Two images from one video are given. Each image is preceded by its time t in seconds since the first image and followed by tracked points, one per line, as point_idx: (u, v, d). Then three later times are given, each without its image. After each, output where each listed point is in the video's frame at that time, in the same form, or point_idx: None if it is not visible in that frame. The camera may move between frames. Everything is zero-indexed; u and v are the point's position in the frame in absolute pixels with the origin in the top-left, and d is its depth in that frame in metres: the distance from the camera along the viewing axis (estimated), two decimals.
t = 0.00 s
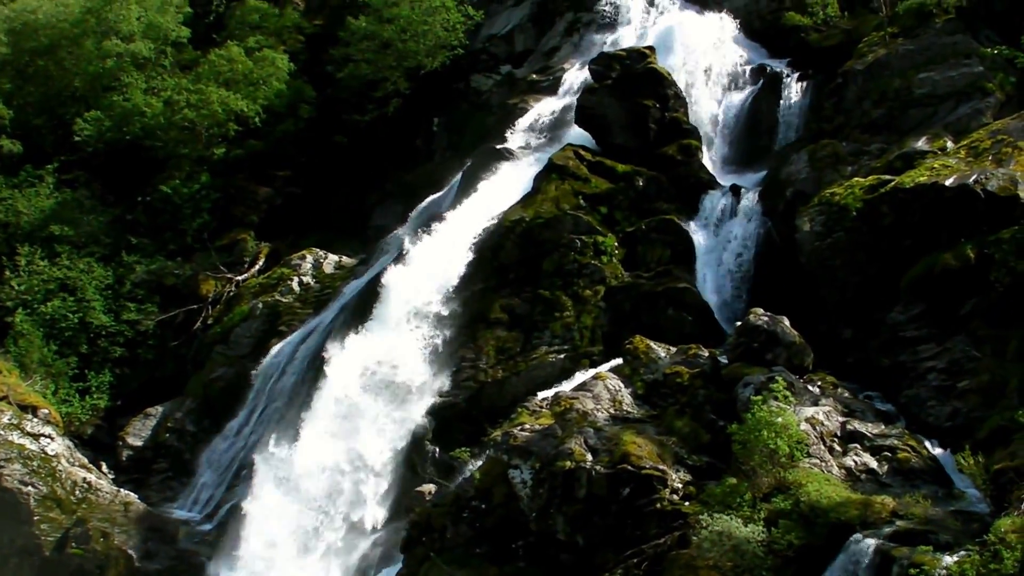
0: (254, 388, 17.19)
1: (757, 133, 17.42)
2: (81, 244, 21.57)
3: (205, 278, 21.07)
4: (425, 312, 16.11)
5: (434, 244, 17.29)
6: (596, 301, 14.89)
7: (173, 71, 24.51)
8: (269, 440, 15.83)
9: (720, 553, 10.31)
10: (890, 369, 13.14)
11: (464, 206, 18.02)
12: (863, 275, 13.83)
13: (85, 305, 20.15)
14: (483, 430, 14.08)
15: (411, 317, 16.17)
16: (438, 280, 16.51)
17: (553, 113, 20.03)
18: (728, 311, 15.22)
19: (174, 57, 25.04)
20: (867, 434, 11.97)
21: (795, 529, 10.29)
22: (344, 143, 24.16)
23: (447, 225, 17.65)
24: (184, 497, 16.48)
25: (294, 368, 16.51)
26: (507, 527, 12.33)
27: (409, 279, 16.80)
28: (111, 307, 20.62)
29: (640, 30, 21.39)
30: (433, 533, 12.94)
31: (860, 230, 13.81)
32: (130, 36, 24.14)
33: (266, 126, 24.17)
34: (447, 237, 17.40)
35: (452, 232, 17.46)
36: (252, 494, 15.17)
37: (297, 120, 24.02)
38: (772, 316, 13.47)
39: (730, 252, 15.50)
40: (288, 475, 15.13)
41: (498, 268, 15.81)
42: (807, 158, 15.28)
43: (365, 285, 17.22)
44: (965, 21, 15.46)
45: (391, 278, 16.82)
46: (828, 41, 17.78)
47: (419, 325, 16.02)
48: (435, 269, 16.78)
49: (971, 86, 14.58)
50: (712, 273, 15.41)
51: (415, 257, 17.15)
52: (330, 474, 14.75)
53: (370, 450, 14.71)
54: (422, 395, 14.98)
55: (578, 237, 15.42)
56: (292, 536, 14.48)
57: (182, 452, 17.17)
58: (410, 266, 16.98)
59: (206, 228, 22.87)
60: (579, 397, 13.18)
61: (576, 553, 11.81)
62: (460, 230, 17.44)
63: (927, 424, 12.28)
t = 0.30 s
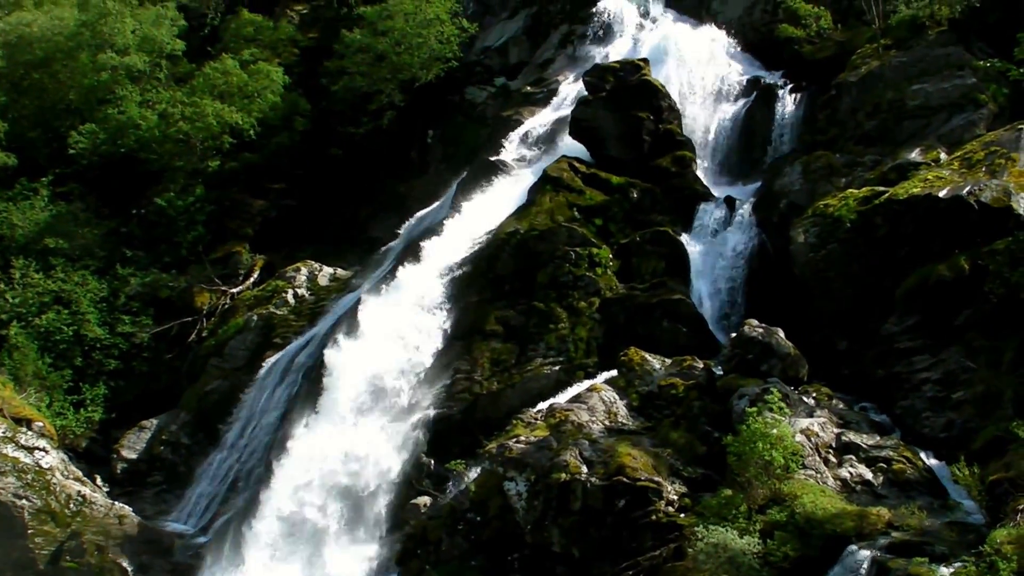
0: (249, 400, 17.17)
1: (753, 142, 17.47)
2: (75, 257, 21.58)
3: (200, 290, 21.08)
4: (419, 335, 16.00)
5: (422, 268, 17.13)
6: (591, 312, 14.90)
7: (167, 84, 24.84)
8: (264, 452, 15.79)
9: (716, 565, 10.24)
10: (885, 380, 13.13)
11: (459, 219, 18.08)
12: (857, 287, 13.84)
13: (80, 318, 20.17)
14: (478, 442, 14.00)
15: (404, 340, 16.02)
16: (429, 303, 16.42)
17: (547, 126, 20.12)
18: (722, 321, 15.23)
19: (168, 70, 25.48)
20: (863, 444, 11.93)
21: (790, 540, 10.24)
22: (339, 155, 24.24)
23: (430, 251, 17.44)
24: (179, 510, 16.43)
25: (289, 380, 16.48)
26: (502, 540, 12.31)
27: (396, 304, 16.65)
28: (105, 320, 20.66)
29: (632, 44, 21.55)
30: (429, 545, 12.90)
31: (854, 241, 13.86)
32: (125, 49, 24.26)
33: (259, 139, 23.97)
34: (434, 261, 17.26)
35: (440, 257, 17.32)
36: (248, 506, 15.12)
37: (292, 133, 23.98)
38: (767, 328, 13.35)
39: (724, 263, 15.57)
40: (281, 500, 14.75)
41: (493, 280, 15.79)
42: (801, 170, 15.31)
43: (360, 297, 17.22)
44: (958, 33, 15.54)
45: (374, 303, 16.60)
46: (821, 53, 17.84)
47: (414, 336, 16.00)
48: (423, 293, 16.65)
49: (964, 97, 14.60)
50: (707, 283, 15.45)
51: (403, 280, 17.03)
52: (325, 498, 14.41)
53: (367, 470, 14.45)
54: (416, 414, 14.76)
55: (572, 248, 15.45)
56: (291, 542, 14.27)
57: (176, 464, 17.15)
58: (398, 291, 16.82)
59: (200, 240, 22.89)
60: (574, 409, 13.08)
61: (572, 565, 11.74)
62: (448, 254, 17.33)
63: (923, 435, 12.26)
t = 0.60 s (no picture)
0: (244, 413, 17.15)
1: (746, 155, 17.53)
2: (69, 269, 21.57)
3: (195, 303, 21.29)
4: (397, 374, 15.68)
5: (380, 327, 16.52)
6: (586, 324, 14.89)
7: (161, 97, 24.87)
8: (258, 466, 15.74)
9: None
10: (880, 391, 13.12)
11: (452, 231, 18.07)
12: (853, 298, 13.84)
13: (75, 330, 20.12)
14: (474, 455, 13.93)
15: (371, 397, 15.57)
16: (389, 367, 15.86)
17: (539, 138, 20.15)
18: (717, 334, 15.24)
19: (162, 83, 25.49)
20: (858, 456, 11.90)
21: (786, 553, 10.14)
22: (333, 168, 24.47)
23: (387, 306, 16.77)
24: (174, 523, 16.40)
25: (283, 393, 16.45)
26: (498, 553, 12.15)
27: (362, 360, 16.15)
28: (100, 333, 20.62)
29: (627, 56, 21.53)
30: (424, 559, 12.80)
31: (848, 253, 13.85)
32: (119, 62, 24.28)
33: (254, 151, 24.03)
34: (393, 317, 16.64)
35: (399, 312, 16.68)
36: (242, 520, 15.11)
37: (286, 145, 23.99)
38: (761, 339, 13.39)
39: (719, 275, 15.51)
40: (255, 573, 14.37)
41: (488, 293, 15.80)
42: (796, 182, 15.32)
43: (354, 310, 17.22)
44: (951, 44, 15.59)
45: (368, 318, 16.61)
46: (814, 65, 17.90)
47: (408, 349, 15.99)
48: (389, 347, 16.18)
49: (957, 109, 14.64)
50: (702, 296, 15.44)
51: (396, 292, 16.99)
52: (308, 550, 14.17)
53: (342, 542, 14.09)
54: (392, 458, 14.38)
55: (567, 260, 15.43)
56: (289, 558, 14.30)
57: (172, 477, 17.16)
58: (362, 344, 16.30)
59: (195, 253, 22.67)
60: (569, 421, 13.02)
61: None
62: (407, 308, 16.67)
63: (919, 447, 12.24)
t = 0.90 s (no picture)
0: (239, 425, 17.11)
1: (739, 168, 17.66)
2: (64, 282, 21.53)
3: (190, 316, 21.38)
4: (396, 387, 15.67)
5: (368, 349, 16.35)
6: (581, 336, 14.89)
7: (156, 110, 25.07)
8: (254, 480, 15.68)
9: None
10: (875, 403, 13.11)
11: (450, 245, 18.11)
12: (847, 309, 13.86)
13: (70, 343, 20.05)
14: (470, 468, 13.88)
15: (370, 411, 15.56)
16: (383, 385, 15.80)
17: (536, 150, 20.26)
18: (714, 345, 15.22)
19: (157, 96, 25.65)
20: (854, 467, 11.83)
21: (783, 564, 10.16)
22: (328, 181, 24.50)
23: (379, 321, 16.68)
24: (168, 537, 16.34)
25: (280, 407, 16.42)
26: (494, 566, 12.07)
27: (361, 372, 16.13)
28: (95, 345, 20.55)
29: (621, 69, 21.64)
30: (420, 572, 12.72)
31: (843, 264, 13.88)
32: (114, 75, 24.32)
33: (249, 164, 24.16)
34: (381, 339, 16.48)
35: (391, 328, 16.58)
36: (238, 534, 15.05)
37: (282, 158, 24.12)
38: (756, 350, 13.43)
39: (715, 287, 15.59)
40: None
41: (483, 306, 15.81)
42: (790, 193, 15.37)
43: (351, 321, 17.21)
44: (944, 56, 15.69)
45: (366, 330, 16.59)
46: (808, 77, 17.99)
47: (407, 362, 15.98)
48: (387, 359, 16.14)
49: (950, 121, 14.71)
50: (698, 307, 15.45)
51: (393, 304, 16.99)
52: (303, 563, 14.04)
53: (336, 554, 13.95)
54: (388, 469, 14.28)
55: (562, 272, 15.46)
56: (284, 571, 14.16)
57: (166, 490, 17.08)
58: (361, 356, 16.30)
59: (190, 265, 22.79)
60: (564, 433, 13.01)
61: None
62: (395, 331, 16.52)
63: (915, 458, 12.23)
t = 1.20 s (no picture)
0: (235, 437, 17.11)
1: (733, 179, 17.71)
2: (58, 295, 21.49)
3: (185, 328, 21.31)
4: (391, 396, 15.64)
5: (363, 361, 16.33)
6: (577, 347, 14.90)
7: (151, 123, 24.92)
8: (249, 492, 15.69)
9: None
10: (870, 414, 13.11)
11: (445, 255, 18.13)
12: (842, 320, 13.87)
13: (64, 356, 20.00)
14: (465, 479, 13.88)
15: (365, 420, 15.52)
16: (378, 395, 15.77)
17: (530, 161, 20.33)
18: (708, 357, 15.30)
19: (151, 108, 25.62)
20: (849, 478, 11.85)
21: None
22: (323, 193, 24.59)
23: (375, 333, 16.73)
24: (163, 550, 16.35)
25: (275, 418, 16.40)
26: None
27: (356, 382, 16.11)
28: (89, 359, 20.52)
29: (614, 81, 21.67)
30: None
31: (839, 275, 13.89)
32: (109, 88, 24.32)
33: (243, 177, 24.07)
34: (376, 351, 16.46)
35: (386, 339, 16.61)
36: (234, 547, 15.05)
37: (277, 171, 24.13)
38: (751, 362, 13.42)
39: (710, 299, 15.58)
40: None
41: (478, 318, 15.82)
42: (785, 205, 15.43)
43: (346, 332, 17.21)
44: (937, 68, 15.77)
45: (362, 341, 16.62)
46: (802, 89, 18.05)
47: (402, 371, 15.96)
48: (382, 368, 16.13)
49: (944, 132, 14.74)
50: (693, 320, 15.46)
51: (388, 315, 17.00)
52: None
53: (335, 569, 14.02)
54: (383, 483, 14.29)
55: (558, 284, 15.47)
56: None
57: (161, 503, 17.02)
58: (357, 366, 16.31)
59: (185, 278, 22.65)
60: (559, 445, 12.95)
61: None
62: (390, 343, 16.50)
63: (910, 469, 12.23)
